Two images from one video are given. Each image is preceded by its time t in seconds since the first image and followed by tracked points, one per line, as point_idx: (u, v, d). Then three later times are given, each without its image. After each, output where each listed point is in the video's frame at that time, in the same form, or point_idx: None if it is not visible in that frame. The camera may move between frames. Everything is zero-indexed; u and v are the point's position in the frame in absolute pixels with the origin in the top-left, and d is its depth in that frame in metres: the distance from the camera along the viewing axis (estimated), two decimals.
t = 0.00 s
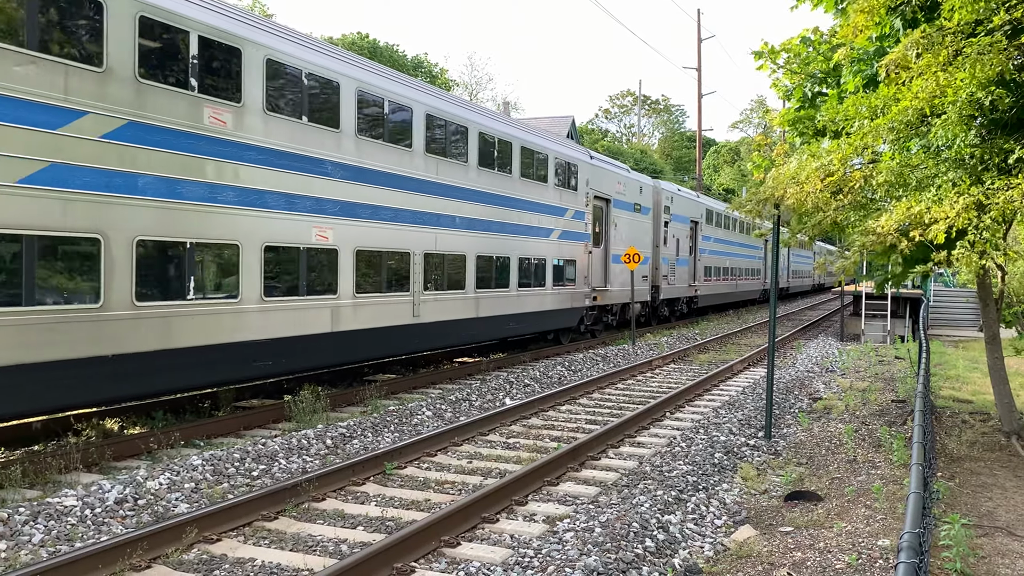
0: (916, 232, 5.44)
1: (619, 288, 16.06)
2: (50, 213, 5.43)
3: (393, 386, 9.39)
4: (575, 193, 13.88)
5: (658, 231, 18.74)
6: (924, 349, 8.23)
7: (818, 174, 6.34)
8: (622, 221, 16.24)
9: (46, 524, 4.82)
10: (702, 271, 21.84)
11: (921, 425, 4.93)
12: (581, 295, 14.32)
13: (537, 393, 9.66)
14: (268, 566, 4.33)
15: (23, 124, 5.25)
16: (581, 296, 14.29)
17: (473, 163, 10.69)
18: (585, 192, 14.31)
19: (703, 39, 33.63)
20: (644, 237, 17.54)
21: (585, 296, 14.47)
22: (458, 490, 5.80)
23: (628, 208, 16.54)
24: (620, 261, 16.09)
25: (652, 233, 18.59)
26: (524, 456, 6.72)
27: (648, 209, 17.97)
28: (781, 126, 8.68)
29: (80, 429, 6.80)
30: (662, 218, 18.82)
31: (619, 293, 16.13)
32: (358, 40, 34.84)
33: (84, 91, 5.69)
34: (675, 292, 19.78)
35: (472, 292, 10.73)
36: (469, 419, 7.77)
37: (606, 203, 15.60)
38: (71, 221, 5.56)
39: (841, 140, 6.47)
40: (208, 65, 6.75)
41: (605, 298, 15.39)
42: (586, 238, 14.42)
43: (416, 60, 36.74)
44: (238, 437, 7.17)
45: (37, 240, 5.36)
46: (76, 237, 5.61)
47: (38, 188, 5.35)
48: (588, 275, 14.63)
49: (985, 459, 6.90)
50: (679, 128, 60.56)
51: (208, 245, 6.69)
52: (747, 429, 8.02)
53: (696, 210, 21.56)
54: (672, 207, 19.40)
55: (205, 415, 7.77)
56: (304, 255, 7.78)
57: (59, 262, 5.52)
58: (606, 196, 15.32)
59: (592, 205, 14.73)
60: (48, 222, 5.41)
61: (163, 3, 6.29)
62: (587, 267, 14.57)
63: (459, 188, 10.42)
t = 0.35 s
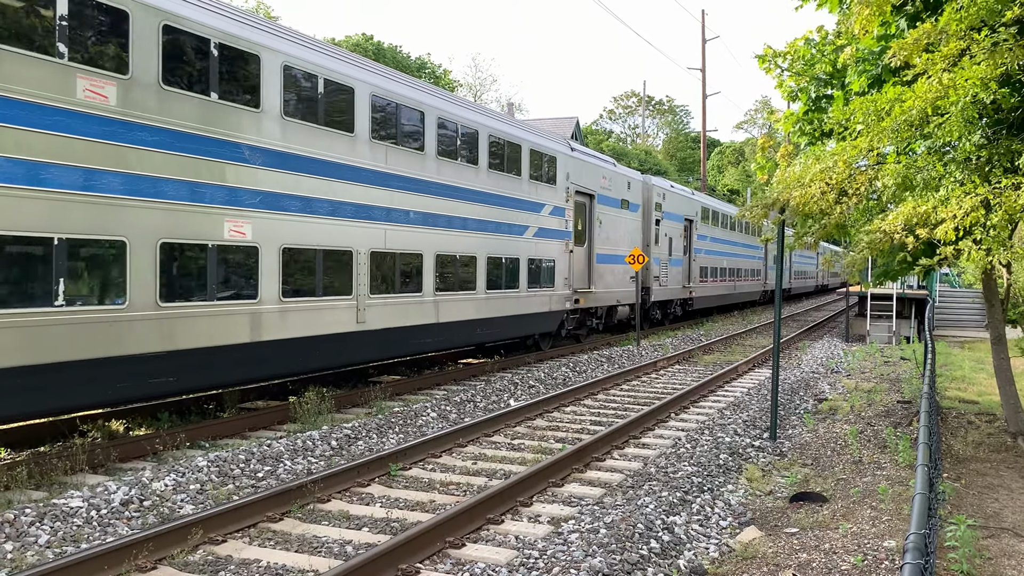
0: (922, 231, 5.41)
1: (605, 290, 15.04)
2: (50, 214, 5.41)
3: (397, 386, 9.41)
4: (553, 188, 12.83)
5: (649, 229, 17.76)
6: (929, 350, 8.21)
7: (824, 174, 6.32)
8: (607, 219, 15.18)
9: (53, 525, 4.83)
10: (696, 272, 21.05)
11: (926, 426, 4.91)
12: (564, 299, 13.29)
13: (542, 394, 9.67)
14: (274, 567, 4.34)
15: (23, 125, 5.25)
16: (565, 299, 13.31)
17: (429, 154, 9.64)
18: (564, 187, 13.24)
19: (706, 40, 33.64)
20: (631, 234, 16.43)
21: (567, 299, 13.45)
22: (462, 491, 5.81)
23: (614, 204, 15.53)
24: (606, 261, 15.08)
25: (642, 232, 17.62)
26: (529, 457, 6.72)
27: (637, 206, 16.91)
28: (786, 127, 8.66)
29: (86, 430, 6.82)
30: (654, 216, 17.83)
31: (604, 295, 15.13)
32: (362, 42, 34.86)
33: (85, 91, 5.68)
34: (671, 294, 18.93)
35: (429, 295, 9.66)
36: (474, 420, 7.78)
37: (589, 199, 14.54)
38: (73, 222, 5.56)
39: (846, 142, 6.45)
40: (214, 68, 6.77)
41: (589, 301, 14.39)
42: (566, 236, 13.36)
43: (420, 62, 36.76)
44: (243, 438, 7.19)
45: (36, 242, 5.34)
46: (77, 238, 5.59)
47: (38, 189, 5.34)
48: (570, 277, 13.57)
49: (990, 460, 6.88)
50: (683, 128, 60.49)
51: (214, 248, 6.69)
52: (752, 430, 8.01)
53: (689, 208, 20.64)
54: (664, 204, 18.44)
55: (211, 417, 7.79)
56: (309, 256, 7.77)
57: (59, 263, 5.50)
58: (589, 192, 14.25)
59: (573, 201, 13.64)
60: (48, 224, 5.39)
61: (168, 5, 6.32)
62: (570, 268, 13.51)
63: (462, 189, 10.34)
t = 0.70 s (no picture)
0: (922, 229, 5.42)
1: (583, 292, 14.01)
2: (46, 214, 5.39)
3: (401, 387, 9.42)
4: (524, 181, 11.78)
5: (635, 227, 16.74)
6: (933, 350, 8.20)
7: (826, 173, 6.31)
8: (587, 215, 14.12)
9: (57, 526, 4.84)
10: (689, 272, 20.09)
11: (930, 426, 4.91)
12: (538, 302, 12.27)
13: (545, 395, 9.67)
14: (278, 567, 4.35)
15: (19, 125, 5.24)
16: (540, 301, 12.31)
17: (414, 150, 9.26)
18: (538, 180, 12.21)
19: (709, 41, 33.68)
20: (615, 233, 15.40)
21: (542, 301, 12.43)
22: (466, 491, 5.81)
23: (597, 200, 14.54)
24: (586, 261, 14.06)
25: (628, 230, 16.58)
26: (532, 458, 6.73)
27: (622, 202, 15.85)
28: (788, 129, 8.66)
29: (90, 431, 6.83)
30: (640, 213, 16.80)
31: (583, 297, 14.10)
32: (364, 43, 34.90)
33: (83, 92, 5.66)
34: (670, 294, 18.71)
35: (396, 297, 8.96)
36: (477, 421, 7.78)
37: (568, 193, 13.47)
38: (71, 222, 5.54)
39: (849, 140, 6.43)
40: (217, 68, 6.76)
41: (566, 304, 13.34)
42: (540, 233, 12.30)
43: (423, 63, 36.77)
44: (246, 439, 7.20)
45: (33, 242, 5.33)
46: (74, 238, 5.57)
47: (34, 189, 5.32)
48: (545, 278, 12.53)
49: (995, 461, 6.86)
50: (686, 129, 60.45)
51: (217, 249, 6.69)
52: (755, 431, 8.01)
53: (680, 204, 19.62)
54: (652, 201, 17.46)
55: (215, 418, 7.80)
56: (313, 257, 7.77)
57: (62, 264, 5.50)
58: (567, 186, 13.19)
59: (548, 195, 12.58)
60: (49, 224, 5.40)
61: (170, 7, 6.32)
62: (545, 269, 12.49)
63: (462, 189, 10.23)
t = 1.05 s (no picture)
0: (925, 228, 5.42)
1: (558, 293, 12.91)
2: (49, 214, 5.35)
3: (403, 387, 9.42)
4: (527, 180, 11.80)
5: (620, 224, 15.70)
6: (936, 350, 8.19)
7: (829, 172, 6.31)
8: (563, 210, 13.07)
9: (60, 525, 4.85)
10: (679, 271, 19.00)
11: (933, 426, 4.90)
12: (505, 303, 11.22)
13: (548, 395, 9.67)
14: (281, 567, 4.35)
15: (22, 125, 5.20)
16: (507, 303, 11.25)
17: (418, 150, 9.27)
18: (506, 169, 11.21)
19: (712, 41, 33.68)
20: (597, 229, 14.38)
21: (509, 303, 11.37)
22: (468, 491, 5.81)
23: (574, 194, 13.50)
24: (561, 258, 12.98)
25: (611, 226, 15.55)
26: (535, 458, 6.72)
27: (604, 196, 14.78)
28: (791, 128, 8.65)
29: (94, 430, 6.84)
30: (624, 208, 15.75)
31: (558, 298, 13.00)
32: (367, 43, 34.92)
33: (88, 93, 5.64)
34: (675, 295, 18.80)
35: (399, 297, 8.96)
36: (480, 420, 7.79)
37: (541, 185, 12.43)
38: (73, 222, 5.50)
39: (851, 139, 6.42)
40: (221, 68, 6.75)
41: (538, 306, 12.23)
42: (507, 228, 11.27)
43: (426, 63, 36.79)
44: (249, 438, 7.20)
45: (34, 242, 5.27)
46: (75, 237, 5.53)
47: (36, 189, 5.28)
48: (513, 277, 11.49)
49: (998, 461, 6.85)
50: (689, 129, 60.42)
51: (222, 249, 6.69)
52: (758, 431, 8.00)
53: (670, 200, 18.55)
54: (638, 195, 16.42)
55: (217, 417, 7.81)
56: (316, 256, 7.76)
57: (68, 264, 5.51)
58: (540, 176, 12.16)
59: (518, 186, 11.56)
60: (57, 225, 5.40)
61: (174, 6, 6.28)
62: (513, 267, 11.45)
63: (464, 188, 10.20)
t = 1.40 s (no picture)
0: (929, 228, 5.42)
1: (526, 294, 11.78)
2: (57, 215, 5.34)
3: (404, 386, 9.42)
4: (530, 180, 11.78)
5: (600, 220, 14.51)
6: (938, 350, 8.17)
7: (832, 172, 6.30)
8: (532, 203, 11.94)
9: (62, 524, 4.86)
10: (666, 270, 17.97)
11: (936, 427, 4.89)
12: (463, 306, 10.13)
13: (549, 394, 9.66)
14: (282, 566, 4.35)
15: (29, 125, 5.19)
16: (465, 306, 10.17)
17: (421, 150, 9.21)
18: (465, 157, 10.12)
19: (714, 40, 33.66)
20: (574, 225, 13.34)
21: (469, 305, 10.31)
22: (469, 491, 5.81)
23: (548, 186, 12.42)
24: (530, 256, 11.85)
25: (589, 222, 14.40)
26: (536, 457, 6.72)
27: (581, 189, 13.62)
28: (794, 127, 8.63)
29: (96, 429, 6.85)
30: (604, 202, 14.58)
31: (527, 300, 11.87)
32: (369, 43, 34.92)
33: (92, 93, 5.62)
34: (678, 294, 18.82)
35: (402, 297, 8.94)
36: (482, 420, 7.78)
37: (507, 177, 11.34)
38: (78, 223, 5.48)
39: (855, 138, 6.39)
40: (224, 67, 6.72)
41: (503, 308, 11.16)
42: (466, 222, 10.18)
43: (428, 62, 36.80)
44: (250, 437, 7.21)
45: (40, 243, 5.25)
46: (81, 238, 5.50)
47: (41, 189, 5.26)
48: (474, 277, 10.41)
49: (1000, 461, 6.84)
50: (691, 129, 60.39)
51: (227, 248, 6.67)
52: (760, 431, 8.00)
53: (657, 195, 17.54)
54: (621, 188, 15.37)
55: (219, 416, 7.81)
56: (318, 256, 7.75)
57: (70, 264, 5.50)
58: (504, 167, 11.06)
59: (478, 176, 10.43)
60: (65, 225, 5.39)
61: (179, 6, 6.25)
62: (473, 266, 10.34)
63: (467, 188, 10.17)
